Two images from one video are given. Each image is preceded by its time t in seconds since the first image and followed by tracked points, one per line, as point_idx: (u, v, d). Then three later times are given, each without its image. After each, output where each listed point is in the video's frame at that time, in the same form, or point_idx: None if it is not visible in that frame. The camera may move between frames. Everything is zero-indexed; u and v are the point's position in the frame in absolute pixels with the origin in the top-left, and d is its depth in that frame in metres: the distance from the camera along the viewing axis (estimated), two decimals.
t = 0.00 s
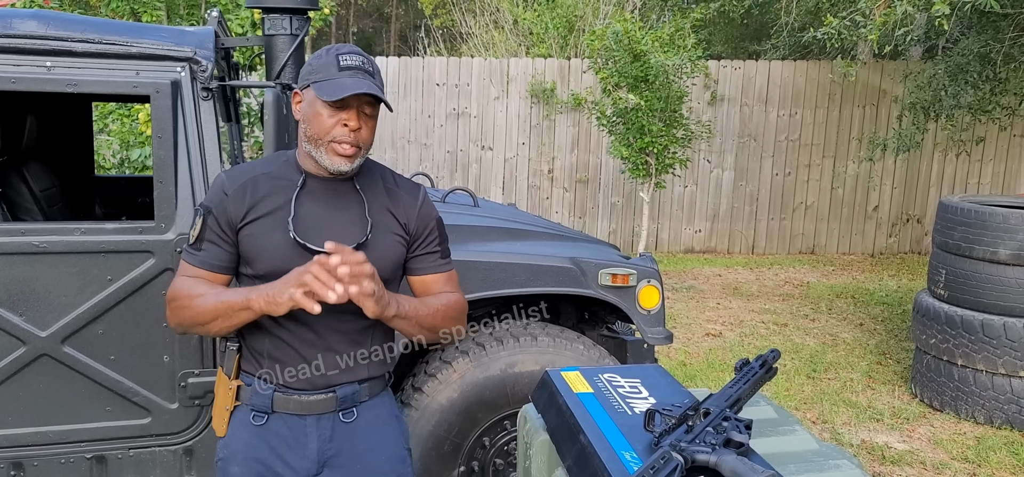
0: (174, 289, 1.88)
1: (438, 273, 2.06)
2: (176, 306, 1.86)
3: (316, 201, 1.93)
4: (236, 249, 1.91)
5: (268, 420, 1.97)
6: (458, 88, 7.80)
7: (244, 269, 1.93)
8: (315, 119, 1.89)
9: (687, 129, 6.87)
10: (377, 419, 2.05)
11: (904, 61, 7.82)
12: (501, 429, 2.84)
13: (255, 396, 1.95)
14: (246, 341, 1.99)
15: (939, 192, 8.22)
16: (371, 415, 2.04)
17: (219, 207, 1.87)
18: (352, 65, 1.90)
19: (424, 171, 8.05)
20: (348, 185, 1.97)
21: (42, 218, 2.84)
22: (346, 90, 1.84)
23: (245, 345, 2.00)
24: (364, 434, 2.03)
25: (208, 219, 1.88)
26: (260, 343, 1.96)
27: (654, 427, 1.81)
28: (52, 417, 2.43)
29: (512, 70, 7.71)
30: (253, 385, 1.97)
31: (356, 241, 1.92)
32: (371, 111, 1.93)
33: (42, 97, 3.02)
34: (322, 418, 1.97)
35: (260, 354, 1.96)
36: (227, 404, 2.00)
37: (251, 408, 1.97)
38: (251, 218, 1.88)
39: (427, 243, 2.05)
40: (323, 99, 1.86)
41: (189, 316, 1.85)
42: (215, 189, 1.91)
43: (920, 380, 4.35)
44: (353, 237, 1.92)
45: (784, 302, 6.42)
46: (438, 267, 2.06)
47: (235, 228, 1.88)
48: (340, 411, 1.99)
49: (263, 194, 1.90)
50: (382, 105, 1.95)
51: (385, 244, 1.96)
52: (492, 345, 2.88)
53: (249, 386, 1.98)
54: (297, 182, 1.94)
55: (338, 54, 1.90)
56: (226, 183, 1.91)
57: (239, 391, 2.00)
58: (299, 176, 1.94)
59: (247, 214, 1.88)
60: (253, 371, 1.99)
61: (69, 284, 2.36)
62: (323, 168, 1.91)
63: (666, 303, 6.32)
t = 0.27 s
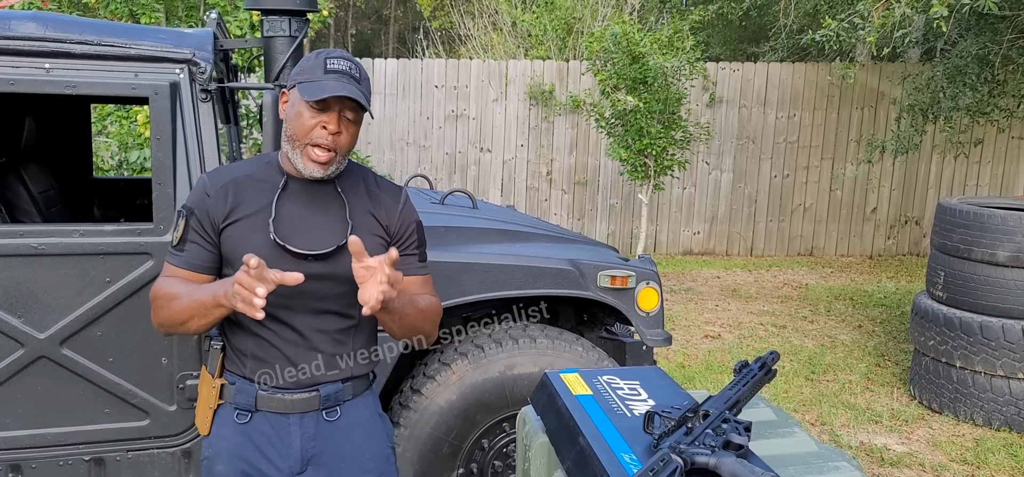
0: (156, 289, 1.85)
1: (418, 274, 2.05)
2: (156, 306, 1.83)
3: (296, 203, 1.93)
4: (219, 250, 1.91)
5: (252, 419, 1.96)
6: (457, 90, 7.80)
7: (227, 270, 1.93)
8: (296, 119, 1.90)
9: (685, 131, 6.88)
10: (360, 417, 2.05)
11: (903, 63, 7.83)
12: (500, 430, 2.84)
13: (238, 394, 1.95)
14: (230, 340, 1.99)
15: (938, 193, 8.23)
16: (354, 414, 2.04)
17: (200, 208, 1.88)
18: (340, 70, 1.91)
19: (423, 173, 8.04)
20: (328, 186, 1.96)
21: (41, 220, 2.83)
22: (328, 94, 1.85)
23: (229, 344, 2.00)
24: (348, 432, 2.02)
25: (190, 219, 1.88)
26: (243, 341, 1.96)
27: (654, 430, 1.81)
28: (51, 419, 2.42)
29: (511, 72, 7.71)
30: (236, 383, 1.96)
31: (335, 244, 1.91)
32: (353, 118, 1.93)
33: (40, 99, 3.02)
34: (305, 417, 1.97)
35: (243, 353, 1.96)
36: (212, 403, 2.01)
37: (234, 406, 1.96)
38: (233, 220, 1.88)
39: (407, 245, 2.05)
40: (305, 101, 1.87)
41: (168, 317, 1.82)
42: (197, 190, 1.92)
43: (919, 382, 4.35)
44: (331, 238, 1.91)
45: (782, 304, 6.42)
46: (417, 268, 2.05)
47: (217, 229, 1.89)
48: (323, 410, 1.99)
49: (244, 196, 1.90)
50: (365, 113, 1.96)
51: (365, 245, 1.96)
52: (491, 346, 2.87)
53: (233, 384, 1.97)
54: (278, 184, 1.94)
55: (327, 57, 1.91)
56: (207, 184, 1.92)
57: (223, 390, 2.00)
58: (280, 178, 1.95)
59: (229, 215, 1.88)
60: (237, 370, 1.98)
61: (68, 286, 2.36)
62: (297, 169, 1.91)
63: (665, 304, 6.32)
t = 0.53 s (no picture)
0: (139, 295, 1.85)
1: (404, 266, 2.09)
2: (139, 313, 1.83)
3: (282, 206, 1.93)
4: (202, 256, 1.90)
5: (246, 415, 1.96)
6: (456, 91, 7.79)
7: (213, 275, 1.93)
8: (278, 135, 1.86)
9: (684, 132, 6.88)
10: (352, 409, 2.06)
11: (901, 64, 7.85)
12: (498, 432, 2.84)
13: (232, 392, 1.95)
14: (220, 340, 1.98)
15: (936, 195, 8.24)
16: (347, 406, 2.05)
17: (182, 216, 1.86)
18: (317, 82, 1.88)
19: (421, 174, 8.02)
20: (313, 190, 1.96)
21: (39, 221, 2.83)
22: (312, 108, 1.83)
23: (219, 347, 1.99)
24: (338, 425, 2.03)
25: (172, 227, 1.87)
26: (234, 343, 1.95)
27: (653, 431, 1.81)
28: (48, 421, 2.41)
29: (510, 73, 7.72)
30: (229, 381, 1.96)
31: (324, 250, 1.92)
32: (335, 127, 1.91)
33: (38, 101, 3.01)
34: (300, 411, 1.97)
35: (234, 354, 1.96)
36: (204, 400, 1.99)
37: (229, 403, 1.96)
38: (217, 227, 1.87)
39: (393, 239, 2.07)
40: (287, 117, 1.83)
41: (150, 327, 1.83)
42: (177, 198, 1.89)
43: (918, 383, 4.35)
44: (321, 243, 1.92)
45: (781, 305, 6.42)
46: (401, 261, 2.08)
47: (199, 236, 1.87)
48: (317, 404, 1.99)
49: (228, 201, 1.88)
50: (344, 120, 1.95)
51: (352, 245, 1.97)
52: (490, 348, 2.87)
53: (226, 382, 1.97)
54: (262, 188, 1.92)
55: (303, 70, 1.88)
56: (187, 191, 1.89)
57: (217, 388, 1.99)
58: (262, 183, 1.93)
59: (212, 223, 1.86)
60: (228, 369, 1.98)
61: (66, 287, 2.35)
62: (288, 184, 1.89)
63: (663, 305, 6.32)
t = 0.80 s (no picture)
0: (139, 303, 1.85)
1: (393, 260, 2.09)
2: (143, 323, 1.85)
3: (273, 205, 1.92)
4: (197, 258, 1.90)
5: (249, 412, 1.95)
6: (455, 91, 7.79)
7: (207, 276, 1.94)
8: (265, 131, 1.85)
9: (683, 133, 6.88)
10: (352, 403, 2.07)
11: (900, 65, 7.86)
12: (497, 432, 2.83)
13: (234, 390, 1.94)
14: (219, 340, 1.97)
15: (936, 195, 8.24)
16: (347, 399, 2.06)
17: (175, 220, 1.85)
18: (304, 77, 1.87)
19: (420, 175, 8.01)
20: (304, 187, 1.95)
21: (37, 221, 2.82)
22: (299, 104, 1.82)
23: (218, 348, 1.99)
24: (340, 419, 2.04)
25: (164, 231, 1.86)
26: (235, 344, 1.94)
27: (653, 431, 1.81)
28: (46, 421, 2.41)
29: (509, 73, 7.72)
30: (231, 380, 1.95)
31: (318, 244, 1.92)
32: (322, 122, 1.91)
33: (35, 101, 3.00)
34: (302, 407, 1.97)
35: (234, 353, 1.95)
36: (206, 399, 1.99)
37: (231, 401, 1.95)
38: (212, 228, 1.87)
39: (384, 232, 2.06)
40: (274, 112, 1.83)
41: (159, 335, 1.86)
42: (167, 201, 1.88)
43: (917, 384, 4.35)
44: (316, 237, 1.92)
45: (780, 306, 6.42)
46: (385, 256, 2.07)
47: (194, 239, 1.87)
48: (319, 398, 1.99)
49: (220, 202, 1.88)
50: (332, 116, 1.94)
51: (344, 239, 1.97)
52: (489, 348, 2.86)
53: (227, 380, 1.96)
54: (252, 187, 1.91)
55: (291, 65, 1.87)
56: (178, 194, 1.88)
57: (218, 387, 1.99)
58: (252, 182, 1.92)
59: (206, 224, 1.87)
60: (228, 368, 1.98)
61: (64, 287, 2.35)
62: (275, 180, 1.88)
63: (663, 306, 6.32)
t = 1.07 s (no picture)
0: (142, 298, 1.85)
1: (402, 257, 2.05)
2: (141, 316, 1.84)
3: (272, 199, 1.94)
4: (201, 254, 1.90)
5: (246, 410, 1.96)
6: (454, 91, 7.78)
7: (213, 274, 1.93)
8: (262, 115, 1.90)
9: (683, 132, 6.88)
10: (352, 406, 2.05)
11: (900, 64, 7.86)
12: (497, 432, 2.83)
13: (233, 387, 1.95)
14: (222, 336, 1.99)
15: (935, 195, 8.24)
16: (346, 403, 2.04)
17: (178, 216, 1.88)
18: (297, 62, 1.91)
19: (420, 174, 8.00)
20: (302, 179, 1.97)
21: (37, 220, 2.82)
22: (287, 86, 1.85)
23: (222, 346, 2.01)
24: (338, 422, 2.02)
25: (170, 227, 1.89)
26: (235, 338, 1.96)
27: (653, 431, 1.80)
28: (44, 421, 2.40)
29: (508, 73, 7.71)
30: (230, 376, 1.97)
31: (312, 234, 1.91)
32: (317, 106, 1.93)
33: (33, 100, 2.99)
34: (299, 408, 1.97)
35: (236, 349, 1.97)
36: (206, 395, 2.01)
37: (230, 398, 1.96)
38: (213, 222, 1.88)
39: (388, 228, 2.04)
40: (266, 96, 1.87)
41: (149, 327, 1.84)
42: (174, 199, 1.91)
43: (916, 384, 4.35)
44: (311, 229, 1.91)
45: (779, 305, 6.42)
46: (398, 252, 2.05)
47: (198, 234, 1.88)
48: (316, 400, 1.98)
49: (221, 197, 1.90)
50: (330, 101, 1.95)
51: (344, 232, 1.95)
52: (489, 348, 2.86)
53: (227, 377, 1.98)
54: (252, 182, 1.94)
55: (284, 52, 1.91)
56: (183, 191, 1.91)
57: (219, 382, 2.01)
58: (254, 177, 1.94)
59: (208, 218, 1.88)
60: (229, 365, 1.99)
61: (63, 286, 2.34)
62: (272, 164, 1.91)
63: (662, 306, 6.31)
